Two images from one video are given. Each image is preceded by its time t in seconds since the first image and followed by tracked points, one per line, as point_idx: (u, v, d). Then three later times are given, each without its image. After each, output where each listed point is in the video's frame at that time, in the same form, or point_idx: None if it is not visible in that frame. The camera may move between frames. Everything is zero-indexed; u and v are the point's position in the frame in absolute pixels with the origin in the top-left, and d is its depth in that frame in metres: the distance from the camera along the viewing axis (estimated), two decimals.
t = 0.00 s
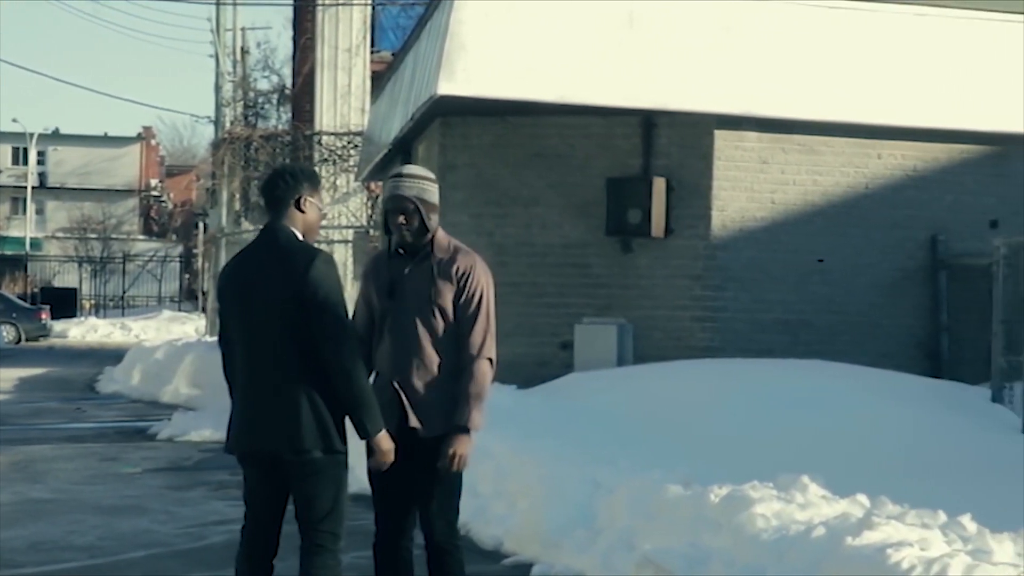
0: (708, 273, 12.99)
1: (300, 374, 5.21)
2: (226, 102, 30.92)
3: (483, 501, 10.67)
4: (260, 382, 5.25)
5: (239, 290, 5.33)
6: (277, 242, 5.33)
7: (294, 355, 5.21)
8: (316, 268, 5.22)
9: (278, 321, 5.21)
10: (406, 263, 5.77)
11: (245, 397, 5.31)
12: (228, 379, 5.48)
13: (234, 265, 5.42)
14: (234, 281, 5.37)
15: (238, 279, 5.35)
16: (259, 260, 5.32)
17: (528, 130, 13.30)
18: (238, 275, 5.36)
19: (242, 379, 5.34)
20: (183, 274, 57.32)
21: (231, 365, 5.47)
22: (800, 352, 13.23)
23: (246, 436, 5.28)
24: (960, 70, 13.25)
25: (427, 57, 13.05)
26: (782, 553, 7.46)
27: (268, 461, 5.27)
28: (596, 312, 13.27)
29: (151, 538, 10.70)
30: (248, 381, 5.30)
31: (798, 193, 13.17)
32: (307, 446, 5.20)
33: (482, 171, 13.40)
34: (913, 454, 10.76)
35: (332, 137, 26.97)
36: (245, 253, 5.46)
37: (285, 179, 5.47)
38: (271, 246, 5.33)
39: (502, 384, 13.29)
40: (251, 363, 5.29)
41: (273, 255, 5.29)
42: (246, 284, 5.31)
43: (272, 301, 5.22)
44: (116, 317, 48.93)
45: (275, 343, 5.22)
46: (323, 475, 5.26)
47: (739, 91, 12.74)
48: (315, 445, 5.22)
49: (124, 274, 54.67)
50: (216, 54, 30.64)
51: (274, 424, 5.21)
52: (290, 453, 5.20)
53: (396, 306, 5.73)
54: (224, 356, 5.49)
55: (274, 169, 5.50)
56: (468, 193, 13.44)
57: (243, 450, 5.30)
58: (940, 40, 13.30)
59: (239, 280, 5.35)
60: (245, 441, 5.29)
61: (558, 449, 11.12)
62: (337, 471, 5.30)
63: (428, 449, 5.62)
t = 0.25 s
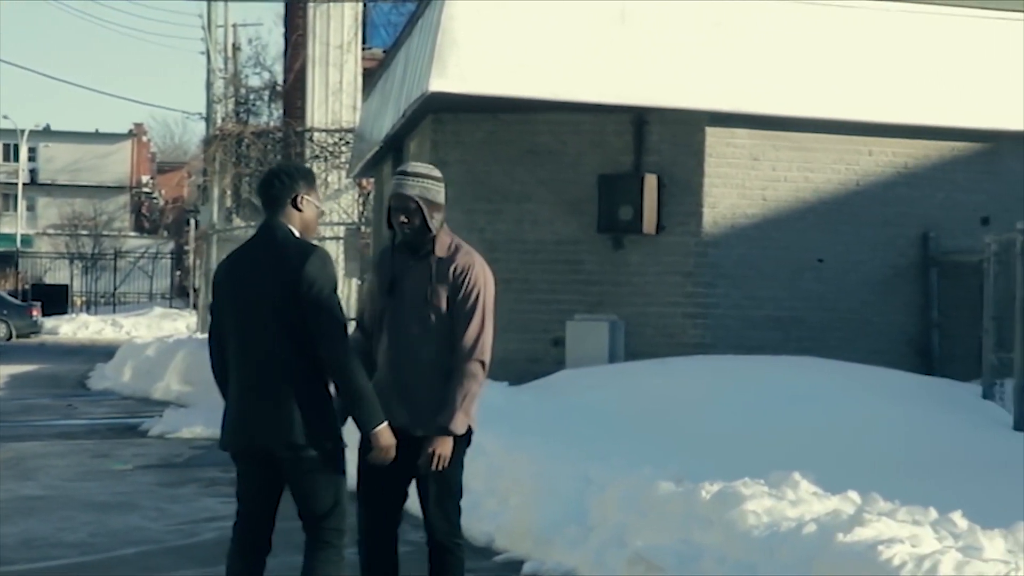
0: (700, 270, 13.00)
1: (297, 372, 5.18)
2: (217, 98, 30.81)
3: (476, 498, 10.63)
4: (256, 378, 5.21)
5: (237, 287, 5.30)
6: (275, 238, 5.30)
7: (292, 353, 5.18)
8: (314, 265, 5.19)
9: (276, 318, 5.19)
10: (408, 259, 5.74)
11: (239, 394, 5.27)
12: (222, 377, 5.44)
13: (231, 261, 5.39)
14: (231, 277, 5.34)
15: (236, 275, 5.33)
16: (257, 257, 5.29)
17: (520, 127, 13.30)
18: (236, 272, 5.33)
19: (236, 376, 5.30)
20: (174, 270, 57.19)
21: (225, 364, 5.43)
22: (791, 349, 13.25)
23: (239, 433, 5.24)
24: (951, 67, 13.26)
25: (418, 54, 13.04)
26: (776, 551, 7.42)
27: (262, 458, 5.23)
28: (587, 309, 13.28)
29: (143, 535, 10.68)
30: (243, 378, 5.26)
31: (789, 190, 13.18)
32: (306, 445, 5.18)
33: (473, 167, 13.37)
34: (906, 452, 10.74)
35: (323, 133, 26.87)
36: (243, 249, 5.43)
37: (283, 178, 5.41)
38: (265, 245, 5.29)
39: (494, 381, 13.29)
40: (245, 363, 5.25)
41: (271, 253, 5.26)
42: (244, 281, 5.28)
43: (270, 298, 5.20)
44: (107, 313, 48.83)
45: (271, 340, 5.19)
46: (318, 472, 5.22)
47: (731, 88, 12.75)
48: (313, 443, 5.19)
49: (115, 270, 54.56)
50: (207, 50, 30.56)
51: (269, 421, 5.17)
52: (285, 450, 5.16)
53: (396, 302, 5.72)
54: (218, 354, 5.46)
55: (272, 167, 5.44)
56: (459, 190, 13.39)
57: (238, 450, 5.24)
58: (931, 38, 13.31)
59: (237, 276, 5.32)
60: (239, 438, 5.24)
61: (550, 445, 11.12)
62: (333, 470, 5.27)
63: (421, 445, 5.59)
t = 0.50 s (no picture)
0: (692, 263, 13.01)
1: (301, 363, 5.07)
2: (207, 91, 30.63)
3: (466, 490, 10.57)
4: (256, 371, 5.08)
5: (236, 279, 5.17)
6: (276, 229, 5.18)
7: (295, 345, 5.07)
8: (317, 255, 5.08)
9: (277, 309, 5.06)
10: (401, 254, 5.64)
11: (238, 389, 5.13)
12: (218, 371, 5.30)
13: (231, 254, 5.26)
14: (229, 269, 5.20)
15: (235, 266, 5.19)
16: (256, 248, 5.16)
17: (512, 120, 13.33)
18: (234, 262, 5.19)
19: (235, 370, 5.17)
20: (166, 264, 57.11)
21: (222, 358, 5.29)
22: (783, 341, 13.27)
23: (238, 426, 5.10)
24: (943, 60, 13.25)
25: (411, 47, 13.02)
26: (770, 544, 7.37)
27: (262, 453, 5.10)
28: (579, 303, 13.29)
29: (134, 528, 10.67)
30: (242, 371, 5.12)
31: (781, 183, 13.19)
32: (305, 437, 5.05)
33: (464, 160, 13.44)
34: (899, 447, 10.72)
35: (316, 127, 26.73)
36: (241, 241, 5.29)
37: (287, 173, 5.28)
38: (263, 238, 5.18)
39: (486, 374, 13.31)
40: (243, 356, 5.13)
41: (272, 244, 5.14)
42: (243, 272, 5.15)
43: (272, 290, 5.07)
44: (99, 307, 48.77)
45: (273, 332, 5.07)
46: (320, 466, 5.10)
47: (723, 82, 12.77)
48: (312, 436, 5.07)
49: (107, 265, 54.51)
50: (199, 44, 30.52)
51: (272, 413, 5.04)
52: (287, 444, 5.04)
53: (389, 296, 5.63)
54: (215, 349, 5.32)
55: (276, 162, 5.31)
56: (451, 182, 13.48)
57: (236, 446, 5.13)
58: (922, 29, 13.28)
59: (236, 267, 5.18)
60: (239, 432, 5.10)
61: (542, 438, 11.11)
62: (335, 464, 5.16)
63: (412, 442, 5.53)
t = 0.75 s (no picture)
0: (685, 253, 13.02)
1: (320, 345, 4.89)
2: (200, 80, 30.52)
3: (459, 480, 10.52)
4: (276, 356, 4.93)
5: (257, 265, 5.04)
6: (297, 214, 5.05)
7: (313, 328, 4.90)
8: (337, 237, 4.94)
9: (297, 292, 4.91)
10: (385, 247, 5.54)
11: (258, 376, 4.98)
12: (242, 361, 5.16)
13: (252, 242, 5.13)
14: (250, 255, 5.07)
15: (256, 251, 5.05)
16: (278, 233, 5.03)
17: (505, 110, 13.33)
18: (256, 248, 5.06)
19: (256, 358, 5.02)
20: (158, 254, 56.94)
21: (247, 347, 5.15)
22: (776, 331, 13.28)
23: (257, 414, 4.95)
24: (936, 50, 13.27)
25: (405, 37, 13.03)
26: (762, 535, 7.21)
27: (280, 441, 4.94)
28: (573, 292, 13.29)
29: (128, 517, 10.66)
30: (263, 359, 4.97)
31: (775, 173, 13.19)
32: (322, 423, 4.88)
33: (457, 150, 13.45)
34: (893, 437, 10.72)
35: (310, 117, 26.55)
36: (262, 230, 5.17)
37: (306, 162, 5.13)
38: (291, 219, 5.03)
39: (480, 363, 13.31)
40: (264, 342, 4.98)
41: (293, 228, 5.00)
42: (264, 258, 5.01)
43: (292, 272, 4.92)
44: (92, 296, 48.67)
45: (291, 315, 4.92)
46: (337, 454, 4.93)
47: (717, 72, 12.78)
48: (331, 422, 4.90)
49: (99, 254, 54.40)
50: (192, 33, 30.47)
51: (291, 397, 4.88)
52: (303, 429, 4.87)
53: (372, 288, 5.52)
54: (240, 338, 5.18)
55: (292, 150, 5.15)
56: (445, 173, 13.49)
57: (255, 431, 4.98)
58: (914, 19, 13.31)
59: (257, 252, 5.05)
60: (259, 419, 4.96)
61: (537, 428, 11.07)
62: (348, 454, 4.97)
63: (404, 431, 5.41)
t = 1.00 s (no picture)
0: (678, 244, 13.02)
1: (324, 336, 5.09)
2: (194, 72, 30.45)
3: (452, 471, 10.52)
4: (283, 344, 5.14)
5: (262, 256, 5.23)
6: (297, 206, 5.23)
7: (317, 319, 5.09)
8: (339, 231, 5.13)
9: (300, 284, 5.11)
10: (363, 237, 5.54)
11: (267, 364, 5.20)
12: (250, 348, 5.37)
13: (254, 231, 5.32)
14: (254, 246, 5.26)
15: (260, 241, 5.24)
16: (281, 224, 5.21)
17: (498, 100, 13.32)
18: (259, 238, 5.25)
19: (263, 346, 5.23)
20: (152, 246, 56.78)
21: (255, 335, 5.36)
22: (769, 322, 13.29)
23: (265, 401, 5.16)
24: (931, 40, 13.27)
25: (398, 27, 13.01)
26: (754, 523, 7.15)
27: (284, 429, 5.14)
28: (567, 283, 13.30)
29: (121, 507, 10.65)
30: (271, 348, 5.18)
31: (768, 163, 13.19)
32: (326, 412, 5.07)
33: (451, 140, 13.44)
34: (886, 428, 10.71)
35: (303, 108, 26.46)
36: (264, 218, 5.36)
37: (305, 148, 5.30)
38: (293, 206, 5.23)
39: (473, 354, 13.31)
40: (271, 331, 5.19)
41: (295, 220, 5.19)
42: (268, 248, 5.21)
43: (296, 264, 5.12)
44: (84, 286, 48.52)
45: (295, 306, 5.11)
46: (337, 443, 5.11)
47: (710, 62, 12.78)
48: (335, 412, 5.09)
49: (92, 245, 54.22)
50: (185, 23, 30.38)
51: (296, 386, 5.08)
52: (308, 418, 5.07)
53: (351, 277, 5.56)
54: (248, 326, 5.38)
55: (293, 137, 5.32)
56: (439, 163, 13.47)
57: (262, 417, 5.19)
58: (908, 8, 13.29)
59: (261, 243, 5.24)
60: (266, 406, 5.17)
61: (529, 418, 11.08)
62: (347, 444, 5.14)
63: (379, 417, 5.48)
